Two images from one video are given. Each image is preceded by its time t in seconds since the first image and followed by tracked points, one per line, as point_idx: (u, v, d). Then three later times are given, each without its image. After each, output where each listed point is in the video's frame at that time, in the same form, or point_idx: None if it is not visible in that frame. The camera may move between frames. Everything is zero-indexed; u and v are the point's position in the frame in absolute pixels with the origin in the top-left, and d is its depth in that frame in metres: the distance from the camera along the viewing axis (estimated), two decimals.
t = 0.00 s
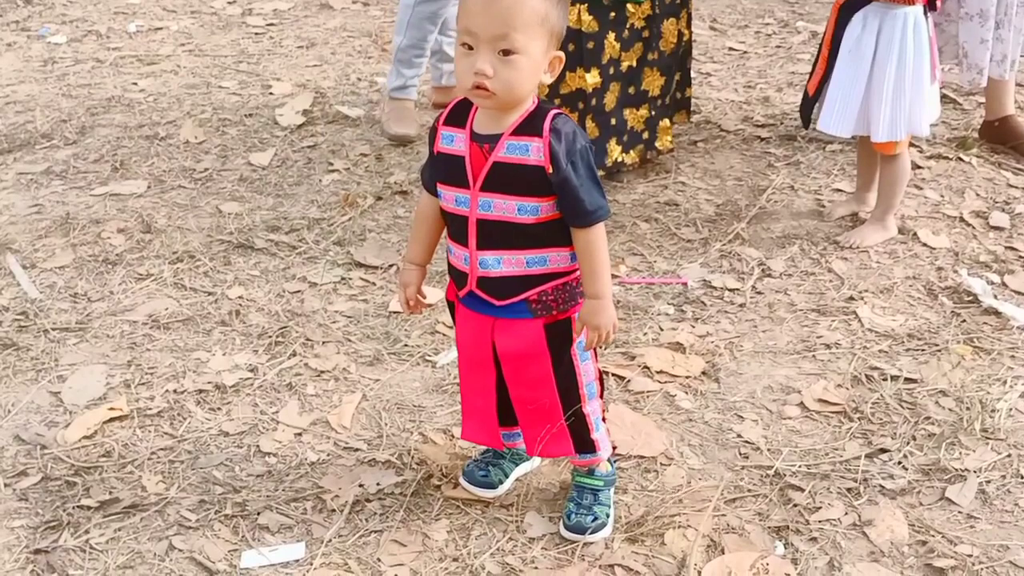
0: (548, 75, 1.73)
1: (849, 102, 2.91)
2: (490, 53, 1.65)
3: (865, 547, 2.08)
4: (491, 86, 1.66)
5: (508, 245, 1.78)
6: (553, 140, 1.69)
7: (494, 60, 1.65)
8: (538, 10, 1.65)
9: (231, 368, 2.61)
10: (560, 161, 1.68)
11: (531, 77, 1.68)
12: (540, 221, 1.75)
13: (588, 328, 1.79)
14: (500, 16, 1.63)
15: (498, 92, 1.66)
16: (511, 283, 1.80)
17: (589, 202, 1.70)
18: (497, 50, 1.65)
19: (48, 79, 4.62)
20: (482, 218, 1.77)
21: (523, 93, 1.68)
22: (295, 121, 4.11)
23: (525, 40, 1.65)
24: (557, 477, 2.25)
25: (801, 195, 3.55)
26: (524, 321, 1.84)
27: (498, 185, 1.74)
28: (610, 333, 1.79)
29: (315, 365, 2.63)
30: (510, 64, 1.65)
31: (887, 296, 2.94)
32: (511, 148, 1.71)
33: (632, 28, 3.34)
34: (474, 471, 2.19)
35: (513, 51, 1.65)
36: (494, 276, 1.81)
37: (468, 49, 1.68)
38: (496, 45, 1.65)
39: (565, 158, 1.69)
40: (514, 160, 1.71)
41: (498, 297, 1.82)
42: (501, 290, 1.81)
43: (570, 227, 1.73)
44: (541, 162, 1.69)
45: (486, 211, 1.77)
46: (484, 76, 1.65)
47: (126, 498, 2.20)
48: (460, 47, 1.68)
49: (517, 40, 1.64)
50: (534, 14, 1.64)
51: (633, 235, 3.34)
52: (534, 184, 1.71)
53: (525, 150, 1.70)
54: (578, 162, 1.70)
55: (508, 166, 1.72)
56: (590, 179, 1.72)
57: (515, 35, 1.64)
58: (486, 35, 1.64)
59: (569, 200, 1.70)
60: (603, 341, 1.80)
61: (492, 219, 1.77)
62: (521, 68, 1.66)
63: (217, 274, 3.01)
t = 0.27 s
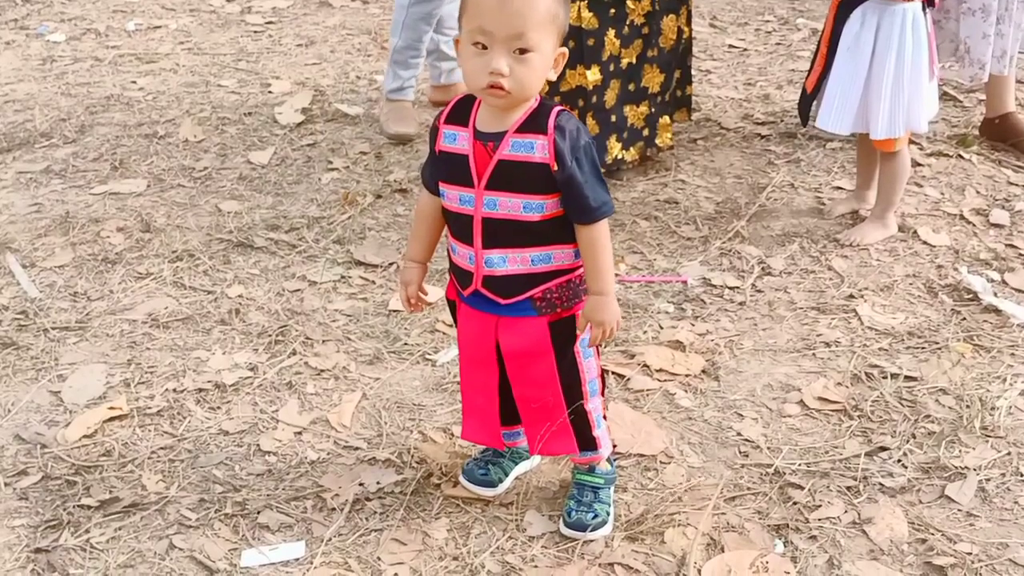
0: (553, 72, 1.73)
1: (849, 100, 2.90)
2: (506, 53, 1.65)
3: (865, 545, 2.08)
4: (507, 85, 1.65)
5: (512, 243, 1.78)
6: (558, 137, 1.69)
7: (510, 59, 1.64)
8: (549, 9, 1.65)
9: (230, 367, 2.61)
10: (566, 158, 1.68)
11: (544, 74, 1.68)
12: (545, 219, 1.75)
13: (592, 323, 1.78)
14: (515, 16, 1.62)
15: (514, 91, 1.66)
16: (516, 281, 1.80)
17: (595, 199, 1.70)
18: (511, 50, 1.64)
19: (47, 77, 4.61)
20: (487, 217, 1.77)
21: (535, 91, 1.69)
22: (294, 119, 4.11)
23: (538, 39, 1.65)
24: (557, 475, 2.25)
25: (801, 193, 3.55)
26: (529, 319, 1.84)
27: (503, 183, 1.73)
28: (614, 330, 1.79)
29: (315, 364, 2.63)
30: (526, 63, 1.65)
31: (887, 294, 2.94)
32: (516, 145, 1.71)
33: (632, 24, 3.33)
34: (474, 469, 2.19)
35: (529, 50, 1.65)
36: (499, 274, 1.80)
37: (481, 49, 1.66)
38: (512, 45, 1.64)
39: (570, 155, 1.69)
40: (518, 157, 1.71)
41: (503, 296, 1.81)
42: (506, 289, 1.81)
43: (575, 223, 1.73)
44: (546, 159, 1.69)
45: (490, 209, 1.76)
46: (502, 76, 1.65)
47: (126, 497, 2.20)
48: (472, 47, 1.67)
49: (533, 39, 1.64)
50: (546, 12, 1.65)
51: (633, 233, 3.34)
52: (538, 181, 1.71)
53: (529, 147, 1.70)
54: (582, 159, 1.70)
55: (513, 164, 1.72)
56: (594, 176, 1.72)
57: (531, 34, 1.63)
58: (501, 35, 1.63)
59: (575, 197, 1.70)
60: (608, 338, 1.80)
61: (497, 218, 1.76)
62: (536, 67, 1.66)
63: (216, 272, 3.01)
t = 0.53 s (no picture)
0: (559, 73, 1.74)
1: (848, 100, 2.90)
2: (522, 55, 1.65)
3: (865, 544, 2.08)
4: (524, 87, 1.66)
5: (516, 246, 1.77)
6: (561, 139, 1.69)
7: (526, 61, 1.65)
8: (560, 10, 1.66)
9: (229, 367, 2.61)
10: (569, 160, 1.69)
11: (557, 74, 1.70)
12: (549, 221, 1.75)
13: (602, 323, 1.80)
14: (528, 19, 1.62)
15: (530, 93, 1.67)
16: (520, 283, 1.80)
17: (598, 200, 1.71)
18: (528, 52, 1.65)
19: (45, 78, 4.61)
20: (490, 219, 1.77)
21: (547, 92, 1.70)
22: (293, 119, 4.11)
23: (552, 40, 1.65)
24: (557, 475, 2.25)
25: (800, 192, 3.55)
26: (532, 321, 1.84)
27: (507, 185, 1.73)
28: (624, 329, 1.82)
29: (314, 363, 2.63)
30: (541, 64, 1.66)
31: (886, 293, 2.94)
32: (519, 147, 1.71)
33: (629, 23, 3.33)
34: (473, 469, 2.19)
35: (544, 52, 1.66)
36: (502, 276, 1.80)
37: (496, 53, 1.66)
38: (528, 48, 1.65)
39: (573, 156, 1.69)
40: (522, 159, 1.71)
41: (506, 298, 1.81)
42: (510, 291, 1.81)
43: (578, 225, 1.73)
44: (549, 161, 1.69)
45: (494, 211, 1.76)
46: (518, 79, 1.65)
47: (126, 497, 2.19)
48: (486, 51, 1.66)
49: (548, 41, 1.65)
50: (558, 14, 1.65)
51: (632, 232, 3.34)
52: (542, 183, 1.71)
53: (533, 149, 1.70)
54: (586, 161, 1.70)
55: (517, 165, 1.72)
56: (598, 177, 1.72)
57: (548, 36, 1.64)
58: (519, 39, 1.63)
59: (579, 199, 1.70)
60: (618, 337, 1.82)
61: (501, 219, 1.76)
62: (551, 67, 1.68)
63: (215, 273, 3.01)
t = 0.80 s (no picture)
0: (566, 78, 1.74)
1: (847, 99, 2.90)
2: (534, 59, 1.65)
3: (863, 543, 2.08)
4: (535, 92, 1.66)
5: (523, 250, 1.77)
6: (569, 143, 1.69)
7: (537, 66, 1.65)
8: (570, 14, 1.66)
9: (228, 367, 2.61)
10: (577, 164, 1.69)
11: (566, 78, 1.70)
12: (556, 225, 1.75)
13: (604, 328, 1.81)
14: (540, 24, 1.62)
15: (541, 97, 1.67)
16: (527, 288, 1.80)
17: (605, 204, 1.71)
18: (540, 56, 1.65)
19: (43, 79, 4.61)
20: (497, 223, 1.76)
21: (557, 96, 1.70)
22: (291, 120, 4.11)
23: (562, 44, 1.66)
24: (555, 475, 2.25)
25: (798, 191, 3.55)
26: (538, 326, 1.84)
27: (515, 189, 1.73)
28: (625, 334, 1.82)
29: (313, 363, 2.62)
30: (552, 69, 1.66)
31: (885, 292, 2.94)
32: (527, 152, 1.71)
33: (626, 24, 3.34)
34: (471, 469, 2.19)
35: (555, 56, 1.66)
36: (509, 281, 1.80)
37: (507, 58, 1.66)
38: (540, 53, 1.65)
39: (581, 160, 1.69)
40: (530, 164, 1.71)
41: (513, 302, 1.81)
42: (516, 295, 1.81)
43: (584, 228, 1.74)
44: (557, 166, 1.69)
45: (502, 216, 1.76)
46: (530, 83, 1.65)
47: (125, 498, 2.19)
48: (496, 57, 1.66)
49: (559, 46, 1.65)
50: (568, 18, 1.65)
51: (630, 232, 3.34)
52: (549, 187, 1.71)
53: (541, 153, 1.70)
54: (593, 165, 1.71)
55: (524, 169, 1.71)
56: (604, 181, 1.72)
57: (559, 41, 1.65)
58: (532, 44, 1.63)
59: (587, 202, 1.70)
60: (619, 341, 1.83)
61: (507, 224, 1.76)
62: (561, 72, 1.68)
63: (213, 273, 3.01)
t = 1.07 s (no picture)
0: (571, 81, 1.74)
1: (843, 99, 2.90)
2: (540, 63, 1.64)
3: (862, 543, 2.08)
4: (541, 96, 1.66)
5: (525, 253, 1.77)
6: (573, 146, 1.69)
7: (542, 69, 1.65)
8: (575, 18, 1.66)
9: (225, 369, 2.61)
10: (581, 167, 1.69)
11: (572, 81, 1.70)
12: (559, 228, 1.75)
13: (609, 331, 1.81)
14: (547, 27, 1.62)
15: (546, 101, 1.67)
16: (529, 291, 1.80)
17: (608, 207, 1.71)
18: (545, 60, 1.65)
19: (40, 81, 4.60)
20: (500, 226, 1.76)
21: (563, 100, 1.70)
22: (288, 121, 4.11)
23: (568, 48, 1.66)
24: (553, 475, 2.25)
25: (796, 192, 3.55)
26: (539, 329, 1.84)
27: (518, 192, 1.73)
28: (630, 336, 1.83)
29: (310, 365, 2.62)
30: (557, 73, 1.66)
31: (883, 292, 2.94)
32: (531, 154, 1.71)
33: (622, 25, 3.35)
34: (469, 469, 2.19)
35: (561, 60, 1.66)
36: (512, 284, 1.80)
37: (512, 61, 1.65)
38: (545, 56, 1.64)
39: (585, 163, 1.69)
40: (534, 166, 1.71)
41: (515, 305, 1.81)
42: (519, 298, 1.81)
43: (586, 231, 1.74)
44: (561, 168, 1.69)
45: (505, 219, 1.75)
46: (535, 87, 1.65)
47: (122, 499, 2.19)
48: (501, 60, 1.66)
49: (564, 49, 1.65)
50: (573, 22, 1.65)
51: (628, 233, 3.34)
52: (553, 190, 1.71)
53: (545, 156, 1.70)
54: (597, 168, 1.71)
55: (528, 172, 1.71)
56: (608, 184, 1.72)
57: (565, 45, 1.64)
58: (538, 48, 1.63)
59: (591, 205, 1.70)
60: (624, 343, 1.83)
61: (510, 227, 1.76)
62: (566, 76, 1.68)
63: (211, 274, 3.01)
